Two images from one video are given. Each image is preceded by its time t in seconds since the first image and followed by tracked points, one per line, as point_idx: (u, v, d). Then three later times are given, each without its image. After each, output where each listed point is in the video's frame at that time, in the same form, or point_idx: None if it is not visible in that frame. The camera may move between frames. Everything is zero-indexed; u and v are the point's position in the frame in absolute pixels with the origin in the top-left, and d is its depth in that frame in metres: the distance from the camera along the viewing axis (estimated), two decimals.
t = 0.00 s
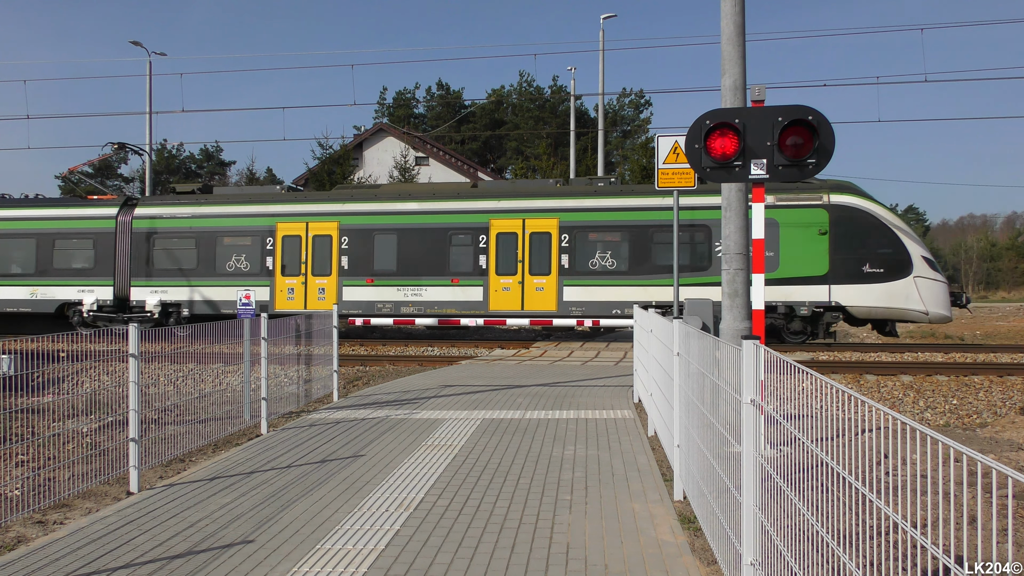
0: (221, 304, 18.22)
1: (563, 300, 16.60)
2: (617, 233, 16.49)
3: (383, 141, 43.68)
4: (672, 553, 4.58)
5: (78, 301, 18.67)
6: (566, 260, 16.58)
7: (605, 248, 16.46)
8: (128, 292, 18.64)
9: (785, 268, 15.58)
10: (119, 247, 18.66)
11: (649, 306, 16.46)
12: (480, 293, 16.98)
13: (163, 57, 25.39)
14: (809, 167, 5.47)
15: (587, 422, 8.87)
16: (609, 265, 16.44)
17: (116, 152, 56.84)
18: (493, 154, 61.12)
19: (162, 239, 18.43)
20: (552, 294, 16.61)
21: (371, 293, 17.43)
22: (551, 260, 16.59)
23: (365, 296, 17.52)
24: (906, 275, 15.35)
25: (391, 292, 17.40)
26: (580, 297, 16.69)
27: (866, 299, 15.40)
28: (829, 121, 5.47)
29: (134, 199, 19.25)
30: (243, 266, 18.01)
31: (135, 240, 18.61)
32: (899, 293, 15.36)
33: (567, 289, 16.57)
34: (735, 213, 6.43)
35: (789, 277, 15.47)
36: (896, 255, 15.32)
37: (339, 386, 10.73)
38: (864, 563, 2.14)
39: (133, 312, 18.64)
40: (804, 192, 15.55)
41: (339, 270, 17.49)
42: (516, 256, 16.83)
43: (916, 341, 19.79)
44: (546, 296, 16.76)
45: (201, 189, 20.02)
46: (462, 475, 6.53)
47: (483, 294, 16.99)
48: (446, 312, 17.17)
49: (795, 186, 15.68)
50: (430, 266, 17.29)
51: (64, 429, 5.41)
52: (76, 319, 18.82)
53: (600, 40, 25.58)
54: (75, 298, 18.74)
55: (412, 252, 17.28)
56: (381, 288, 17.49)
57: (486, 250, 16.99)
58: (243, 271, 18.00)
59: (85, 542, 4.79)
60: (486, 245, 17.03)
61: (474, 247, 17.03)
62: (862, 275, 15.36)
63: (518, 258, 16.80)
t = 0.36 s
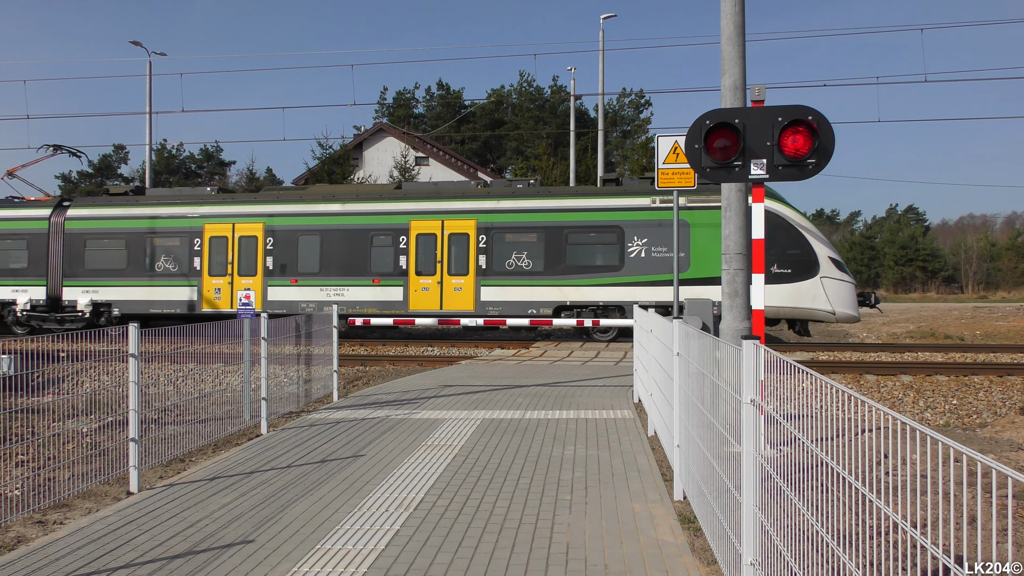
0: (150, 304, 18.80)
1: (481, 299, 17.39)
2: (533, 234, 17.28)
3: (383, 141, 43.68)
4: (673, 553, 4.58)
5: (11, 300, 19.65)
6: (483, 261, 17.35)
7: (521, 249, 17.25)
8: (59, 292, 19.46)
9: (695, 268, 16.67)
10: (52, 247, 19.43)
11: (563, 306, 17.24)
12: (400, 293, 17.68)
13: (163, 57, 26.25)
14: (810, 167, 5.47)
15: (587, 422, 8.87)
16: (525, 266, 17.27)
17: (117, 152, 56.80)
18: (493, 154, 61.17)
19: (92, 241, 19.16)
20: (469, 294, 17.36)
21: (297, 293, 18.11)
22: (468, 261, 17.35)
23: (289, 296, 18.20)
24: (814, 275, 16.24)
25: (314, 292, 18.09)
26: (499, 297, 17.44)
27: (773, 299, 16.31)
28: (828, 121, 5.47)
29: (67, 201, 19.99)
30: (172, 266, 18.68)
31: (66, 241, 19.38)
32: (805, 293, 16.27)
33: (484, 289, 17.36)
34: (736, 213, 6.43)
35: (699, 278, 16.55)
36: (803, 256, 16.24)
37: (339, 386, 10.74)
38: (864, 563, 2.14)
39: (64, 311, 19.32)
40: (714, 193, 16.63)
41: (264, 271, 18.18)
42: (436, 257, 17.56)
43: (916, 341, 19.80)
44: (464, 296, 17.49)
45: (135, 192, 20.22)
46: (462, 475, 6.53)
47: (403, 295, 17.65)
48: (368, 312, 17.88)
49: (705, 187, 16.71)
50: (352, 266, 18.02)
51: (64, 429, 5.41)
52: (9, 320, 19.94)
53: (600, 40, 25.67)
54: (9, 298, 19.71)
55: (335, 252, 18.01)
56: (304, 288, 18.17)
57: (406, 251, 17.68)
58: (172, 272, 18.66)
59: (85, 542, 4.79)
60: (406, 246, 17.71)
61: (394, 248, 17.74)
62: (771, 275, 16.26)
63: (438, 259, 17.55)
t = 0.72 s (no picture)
0: (83, 305, 19.28)
1: (403, 299, 17.68)
2: (454, 235, 17.62)
3: (383, 141, 43.68)
4: (672, 553, 4.58)
5: None
6: (405, 260, 17.65)
7: (442, 249, 17.58)
8: None
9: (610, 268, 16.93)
10: None
11: (483, 305, 17.60)
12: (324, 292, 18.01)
13: (163, 57, 27.31)
14: (809, 167, 5.48)
15: (587, 422, 8.87)
16: (445, 266, 17.58)
17: (117, 152, 56.82)
18: (493, 154, 61.19)
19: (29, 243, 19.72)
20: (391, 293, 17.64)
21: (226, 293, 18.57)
22: (391, 261, 17.66)
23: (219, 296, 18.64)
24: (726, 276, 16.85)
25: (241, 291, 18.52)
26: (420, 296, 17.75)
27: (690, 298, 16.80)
28: (828, 121, 5.47)
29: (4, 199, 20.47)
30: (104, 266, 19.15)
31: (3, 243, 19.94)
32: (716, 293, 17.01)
33: (405, 289, 17.68)
34: (736, 213, 6.43)
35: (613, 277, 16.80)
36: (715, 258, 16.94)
37: (338, 386, 10.75)
38: (864, 563, 2.14)
39: None
40: (632, 196, 16.90)
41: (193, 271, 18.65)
42: (359, 258, 17.91)
43: (915, 341, 19.82)
44: (387, 296, 17.76)
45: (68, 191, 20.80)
46: (462, 475, 6.53)
47: (328, 294, 17.99)
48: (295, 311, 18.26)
49: (623, 190, 16.96)
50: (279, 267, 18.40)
51: (64, 429, 5.41)
52: None
53: (600, 40, 25.75)
54: None
55: (261, 253, 18.44)
56: (232, 288, 18.61)
57: (331, 252, 18.05)
58: (105, 272, 19.16)
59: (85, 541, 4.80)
60: (332, 247, 18.07)
61: (319, 248, 18.11)
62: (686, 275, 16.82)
63: (362, 259, 17.90)
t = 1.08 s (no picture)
0: (21, 304, 19.77)
1: (330, 299, 18.21)
2: (381, 236, 18.08)
3: (383, 141, 43.67)
4: (672, 553, 4.58)
5: None
6: (333, 261, 18.20)
7: (370, 250, 18.06)
8: None
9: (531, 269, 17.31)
10: None
11: (408, 305, 17.88)
12: (255, 292, 18.63)
13: (163, 57, 26.12)
14: (809, 167, 5.47)
15: (587, 422, 8.87)
16: (372, 267, 18.04)
17: (117, 152, 56.81)
18: (493, 154, 61.19)
19: None
20: (320, 293, 18.20)
21: (160, 293, 19.09)
22: (319, 261, 18.22)
23: (155, 296, 19.18)
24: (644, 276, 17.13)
25: (176, 291, 19.09)
26: (347, 297, 18.24)
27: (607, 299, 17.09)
28: (829, 121, 5.47)
29: None
30: (43, 267, 19.67)
31: None
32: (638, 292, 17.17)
33: (333, 289, 18.21)
34: (736, 213, 6.42)
35: (534, 277, 17.20)
36: (636, 258, 17.11)
37: (339, 387, 10.74)
38: (864, 563, 2.14)
39: None
40: (554, 197, 17.34)
41: (130, 271, 19.21)
42: (288, 258, 18.48)
43: (916, 341, 19.83)
44: (317, 295, 18.33)
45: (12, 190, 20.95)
46: (463, 475, 6.53)
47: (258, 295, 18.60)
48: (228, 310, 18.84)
49: (545, 192, 17.42)
50: (211, 267, 18.96)
51: (64, 429, 5.41)
52: None
53: (600, 40, 25.77)
54: None
55: (194, 254, 19.01)
56: (166, 288, 19.13)
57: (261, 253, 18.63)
58: (43, 272, 19.70)
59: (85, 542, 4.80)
60: (262, 248, 18.64)
61: (250, 249, 18.69)
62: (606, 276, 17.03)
63: (292, 260, 18.49)
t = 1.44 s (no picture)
0: None
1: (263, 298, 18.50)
2: (313, 236, 18.36)
3: (383, 141, 43.65)
4: (672, 553, 4.58)
5: None
6: (266, 261, 18.46)
7: (302, 250, 18.38)
8: None
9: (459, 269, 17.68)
10: None
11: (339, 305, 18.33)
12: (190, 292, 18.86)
13: (163, 57, 26.61)
14: (809, 167, 5.47)
15: (587, 422, 8.87)
16: (304, 267, 18.38)
17: (117, 152, 56.81)
18: (493, 154, 61.17)
19: None
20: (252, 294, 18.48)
21: (95, 293, 19.45)
22: (251, 261, 18.44)
23: (91, 296, 19.53)
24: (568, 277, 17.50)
25: (112, 291, 19.38)
26: (281, 296, 18.56)
27: (532, 299, 17.49)
28: (828, 121, 5.47)
29: None
30: None
31: None
32: (562, 294, 17.53)
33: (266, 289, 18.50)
34: (735, 213, 6.42)
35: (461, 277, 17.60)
36: (560, 258, 17.48)
37: (339, 386, 10.75)
38: (864, 563, 2.14)
39: None
40: (481, 199, 17.78)
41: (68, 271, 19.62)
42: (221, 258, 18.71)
43: (915, 341, 19.82)
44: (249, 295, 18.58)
45: None
46: (462, 475, 6.53)
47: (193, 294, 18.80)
48: (162, 310, 19.07)
49: (472, 193, 17.86)
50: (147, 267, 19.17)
51: (64, 429, 5.41)
52: None
53: (600, 40, 25.77)
54: None
55: (131, 253, 19.25)
56: (104, 288, 19.44)
57: (196, 253, 18.79)
58: None
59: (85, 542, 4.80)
60: (197, 248, 18.82)
61: (185, 250, 18.84)
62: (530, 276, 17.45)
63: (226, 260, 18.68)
